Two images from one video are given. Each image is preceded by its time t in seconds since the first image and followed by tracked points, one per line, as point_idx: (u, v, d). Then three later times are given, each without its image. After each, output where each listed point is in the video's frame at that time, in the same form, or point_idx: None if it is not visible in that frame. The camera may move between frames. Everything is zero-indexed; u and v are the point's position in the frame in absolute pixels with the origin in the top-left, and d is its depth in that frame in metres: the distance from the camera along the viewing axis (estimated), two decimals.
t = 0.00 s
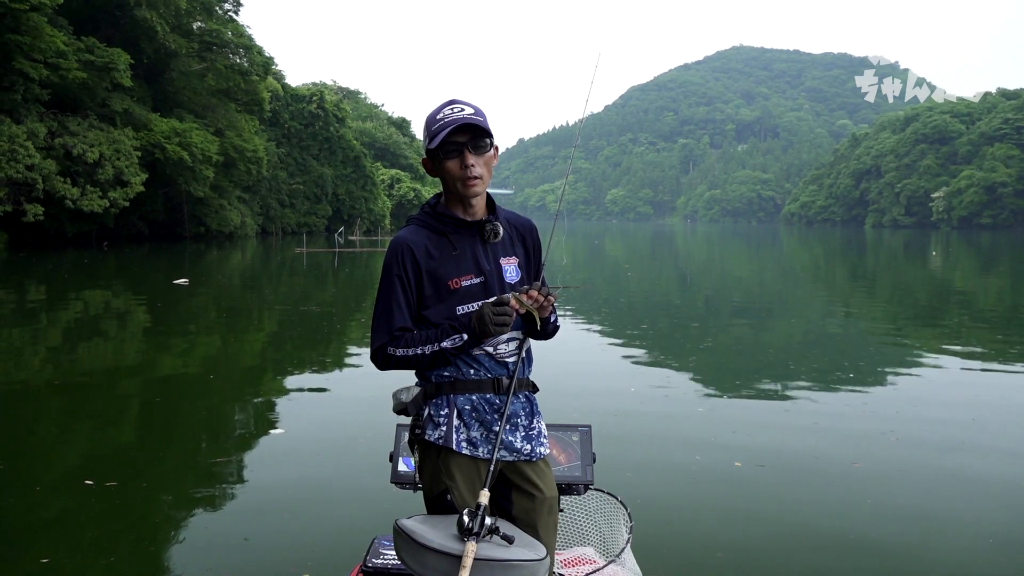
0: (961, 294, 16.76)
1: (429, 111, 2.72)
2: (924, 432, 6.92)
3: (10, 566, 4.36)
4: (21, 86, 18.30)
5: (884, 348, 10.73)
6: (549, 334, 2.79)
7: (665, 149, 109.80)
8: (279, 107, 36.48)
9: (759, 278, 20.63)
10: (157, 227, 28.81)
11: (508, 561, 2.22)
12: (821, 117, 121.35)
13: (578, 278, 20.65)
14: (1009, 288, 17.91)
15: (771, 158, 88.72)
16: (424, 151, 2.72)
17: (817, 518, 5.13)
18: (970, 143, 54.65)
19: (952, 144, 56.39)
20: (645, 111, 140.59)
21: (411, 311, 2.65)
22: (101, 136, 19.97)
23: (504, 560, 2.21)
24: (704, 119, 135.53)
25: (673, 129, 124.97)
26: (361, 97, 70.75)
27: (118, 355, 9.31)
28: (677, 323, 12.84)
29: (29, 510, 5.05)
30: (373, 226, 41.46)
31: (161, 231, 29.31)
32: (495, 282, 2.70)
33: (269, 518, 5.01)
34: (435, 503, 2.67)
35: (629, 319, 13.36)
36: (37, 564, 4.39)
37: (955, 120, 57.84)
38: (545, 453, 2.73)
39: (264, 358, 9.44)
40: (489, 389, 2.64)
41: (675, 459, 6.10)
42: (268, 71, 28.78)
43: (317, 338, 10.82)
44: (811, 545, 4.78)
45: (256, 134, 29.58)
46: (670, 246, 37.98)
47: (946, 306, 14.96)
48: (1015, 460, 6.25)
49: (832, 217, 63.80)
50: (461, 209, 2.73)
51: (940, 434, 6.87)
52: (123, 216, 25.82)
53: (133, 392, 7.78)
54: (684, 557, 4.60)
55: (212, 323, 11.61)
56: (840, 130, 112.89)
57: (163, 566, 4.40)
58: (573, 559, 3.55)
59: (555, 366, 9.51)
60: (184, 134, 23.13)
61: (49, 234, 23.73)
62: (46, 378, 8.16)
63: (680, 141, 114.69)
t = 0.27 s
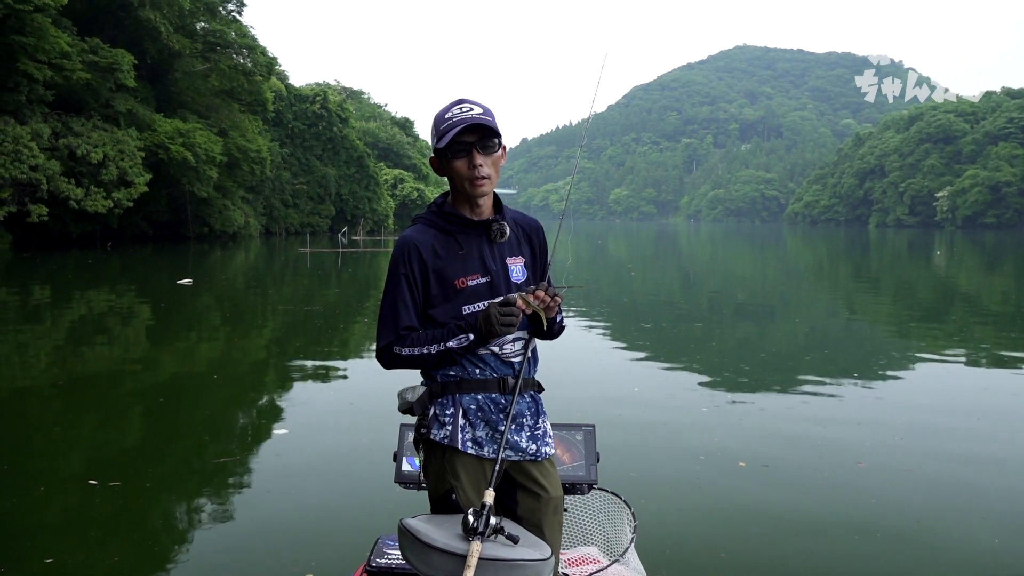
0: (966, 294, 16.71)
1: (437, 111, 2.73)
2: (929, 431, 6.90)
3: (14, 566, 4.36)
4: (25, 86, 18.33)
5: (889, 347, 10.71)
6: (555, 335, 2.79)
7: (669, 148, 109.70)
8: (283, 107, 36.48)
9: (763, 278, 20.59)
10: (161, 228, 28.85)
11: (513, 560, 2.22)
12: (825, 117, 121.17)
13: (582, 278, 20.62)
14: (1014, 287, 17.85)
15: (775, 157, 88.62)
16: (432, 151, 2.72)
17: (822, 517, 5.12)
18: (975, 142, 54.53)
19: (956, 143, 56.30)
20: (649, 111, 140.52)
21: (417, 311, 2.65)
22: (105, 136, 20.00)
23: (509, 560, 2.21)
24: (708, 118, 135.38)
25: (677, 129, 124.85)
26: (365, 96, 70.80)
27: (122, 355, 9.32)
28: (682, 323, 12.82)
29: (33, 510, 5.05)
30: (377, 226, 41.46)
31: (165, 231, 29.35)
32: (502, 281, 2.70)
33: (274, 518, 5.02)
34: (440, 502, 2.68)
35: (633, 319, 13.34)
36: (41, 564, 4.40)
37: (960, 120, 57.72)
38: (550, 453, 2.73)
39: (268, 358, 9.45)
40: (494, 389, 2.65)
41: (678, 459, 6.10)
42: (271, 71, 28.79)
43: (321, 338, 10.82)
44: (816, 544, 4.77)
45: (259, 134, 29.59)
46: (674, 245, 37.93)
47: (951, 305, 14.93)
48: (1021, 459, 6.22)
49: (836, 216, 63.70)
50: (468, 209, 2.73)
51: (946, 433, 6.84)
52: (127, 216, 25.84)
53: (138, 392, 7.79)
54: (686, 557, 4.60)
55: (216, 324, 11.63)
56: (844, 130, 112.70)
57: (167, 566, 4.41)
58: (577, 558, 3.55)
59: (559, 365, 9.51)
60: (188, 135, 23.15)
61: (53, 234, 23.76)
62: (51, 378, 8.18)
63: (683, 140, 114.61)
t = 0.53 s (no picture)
0: (961, 293, 16.73)
1: (436, 110, 2.72)
2: (926, 430, 6.91)
3: (7, 567, 4.35)
4: (19, 86, 18.29)
5: (884, 347, 10.72)
6: (552, 335, 2.79)
7: (665, 148, 109.78)
8: (278, 107, 36.45)
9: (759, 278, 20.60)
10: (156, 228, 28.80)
11: (507, 560, 2.22)
12: (820, 117, 121.32)
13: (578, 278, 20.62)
14: (1009, 286, 17.89)
15: (771, 157, 88.73)
16: (431, 150, 2.72)
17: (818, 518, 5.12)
18: (969, 141, 54.63)
19: (951, 143, 56.42)
20: (645, 110, 140.61)
21: (414, 310, 2.65)
22: (100, 136, 19.96)
23: (504, 560, 2.21)
24: (703, 118, 135.49)
25: (672, 129, 124.94)
26: (360, 96, 70.80)
27: (117, 355, 9.30)
28: (678, 322, 12.83)
29: (27, 511, 5.04)
30: (372, 226, 41.43)
31: (160, 231, 29.31)
32: (499, 282, 2.70)
33: (269, 518, 5.01)
34: (436, 502, 2.67)
35: (629, 319, 13.34)
36: (35, 565, 4.39)
37: (954, 119, 57.85)
38: (546, 453, 2.73)
39: (264, 358, 9.44)
40: (490, 389, 2.64)
41: (675, 459, 6.09)
42: (266, 71, 28.78)
43: (317, 338, 10.81)
44: (813, 545, 4.76)
45: (255, 134, 29.56)
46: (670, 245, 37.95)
47: (946, 305, 14.95)
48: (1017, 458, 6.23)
49: (831, 216, 63.78)
50: (466, 209, 2.72)
51: (941, 432, 6.85)
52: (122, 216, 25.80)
53: (134, 392, 7.78)
54: (681, 557, 4.60)
55: (212, 324, 11.61)
56: (839, 129, 112.85)
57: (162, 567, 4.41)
58: (572, 558, 3.56)
59: (554, 365, 9.50)
60: (184, 134, 23.12)
61: (47, 234, 23.71)
62: (45, 379, 8.16)
63: (679, 140, 114.72)
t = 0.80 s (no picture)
0: (953, 292, 16.77)
1: (429, 108, 2.72)
2: (918, 429, 6.93)
3: None
4: (11, 84, 18.22)
5: (876, 346, 10.75)
6: (545, 333, 2.78)
7: (658, 147, 109.86)
8: (272, 105, 36.39)
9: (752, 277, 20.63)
10: (148, 226, 28.71)
11: (500, 559, 2.22)
12: (813, 117, 121.50)
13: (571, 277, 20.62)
14: (1001, 286, 17.93)
15: (764, 156, 88.89)
16: (423, 149, 2.72)
17: (811, 516, 5.13)
18: (962, 141, 54.77)
19: (944, 143, 56.55)
20: (638, 110, 140.71)
21: (406, 309, 2.65)
22: (92, 134, 19.89)
23: (497, 559, 2.21)
24: (697, 118, 135.56)
25: (666, 128, 125.07)
26: (354, 95, 70.72)
27: (109, 354, 9.29)
28: (670, 321, 12.85)
29: (17, 511, 5.02)
30: (365, 225, 41.38)
31: (153, 229, 29.22)
32: (491, 280, 2.71)
33: (261, 518, 5.00)
34: (428, 501, 2.68)
35: (622, 318, 13.36)
36: (23, 564, 4.38)
37: (947, 119, 58.01)
38: (538, 452, 2.73)
39: (256, 357, 9.42)
40: (482, 388, 2.64)
41: (666, 457, 6.10)
42: (259, 69, 28.73)
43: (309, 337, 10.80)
44: (805, 544, 4.77)
45: (247, 132, 29.51)
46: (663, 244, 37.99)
47: (938, 304, 14.98)
48: (1009, 457, 6.24)
49: (824, 215, 63.93)
50: (459, 207, 2.72)
51: (932, 431, 6.87)
52: (115, 215, 25.74)
53: (125, 391, 7.76)
54: (672, 555, 4.60)
55: (204, 322, 11.58)
56: (832, 129, 113.07)
57: (152, 567, 4.39)
58: (564, 557, 3.56)
59: (547, 365, 9.50)
60: (176, 132, 23.04)
61: (40, 232, 23.65)
62: (37, 377, 8.15)
63: (672, 139, 114.79)
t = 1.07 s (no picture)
0: (949, 294, 16.81)
1: (422, 110, 2.71)
2: (914, 430, 6.94)
3: None
4: (6, 84, 18.19)
5: (872, 347, 10.78)
6: (540, 334, 2.78)
7: (655, 149, 109.99)
8: (268, 106, 36.37)
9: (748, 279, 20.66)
10: (144, 227, 28.68)
11: (498, 561, 2.21)
12: (809, 118, 121.73)
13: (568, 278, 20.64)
14: (995, 287, 17.99)
15: (760, 158, 89.02)
16: (416, 150, 2.71)
17: (806, 517, 5.14)
18: (957, 143, 54.91)
19: (939, 145, 56.71)
20: (634, 111, 140.84)
21: (402, 311, 2.65)
22: (88, 135, 19.86)
23: (493, 560, 2.21)
24: (693, 119, 135.69)
25: (662, 130, 125.20)
26: (350, 96, 70.73)
27: (104, 355, 9.27)
28: (667, 323, 12.87)
29: (12, 512, 5.01)
30: (362, 226, 41.37)
31: (148, 230, 29.20)
32: (487, 282, 2.70)
33: (257, 519, 5.00)
34: (426, 503, 2.67)
35: (618, 319, 13.37)
36: (16, 566, 4.37)
37: (942, 121, 58.16)
38: (535, 453, 2.72)
39: (252, 358, 9.41)
40: (479, 389, 2.64)
41: (662, 458, 6.11)
42: (255, 70, 28.72)
43: (306, 338, 10.80)
44: (800, 545, 4.77)
45: (244, 133, 29.49)
46: (659, 245, 38.02)
47: (933, 305, 15.02)
48: (1003, 458, 6.27)
49: (820, 217, 64.05)
50: (453, 208, 2.72)
51: (927, 432, 6.89)
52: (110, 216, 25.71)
53: (121, 392, 7.74)
54: (668, 556, 4.61)
55: (200, 324, 11.57)
56: (828, 130, 113.26)
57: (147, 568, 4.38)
58: (561, 558, 3.56)
59: (543, 366, 9.50)
60: (172, 133, 23.01)
61: (35, 234, 23.60)
62: (32, 378, 8.13)
63: (668, 141, 114.94)
